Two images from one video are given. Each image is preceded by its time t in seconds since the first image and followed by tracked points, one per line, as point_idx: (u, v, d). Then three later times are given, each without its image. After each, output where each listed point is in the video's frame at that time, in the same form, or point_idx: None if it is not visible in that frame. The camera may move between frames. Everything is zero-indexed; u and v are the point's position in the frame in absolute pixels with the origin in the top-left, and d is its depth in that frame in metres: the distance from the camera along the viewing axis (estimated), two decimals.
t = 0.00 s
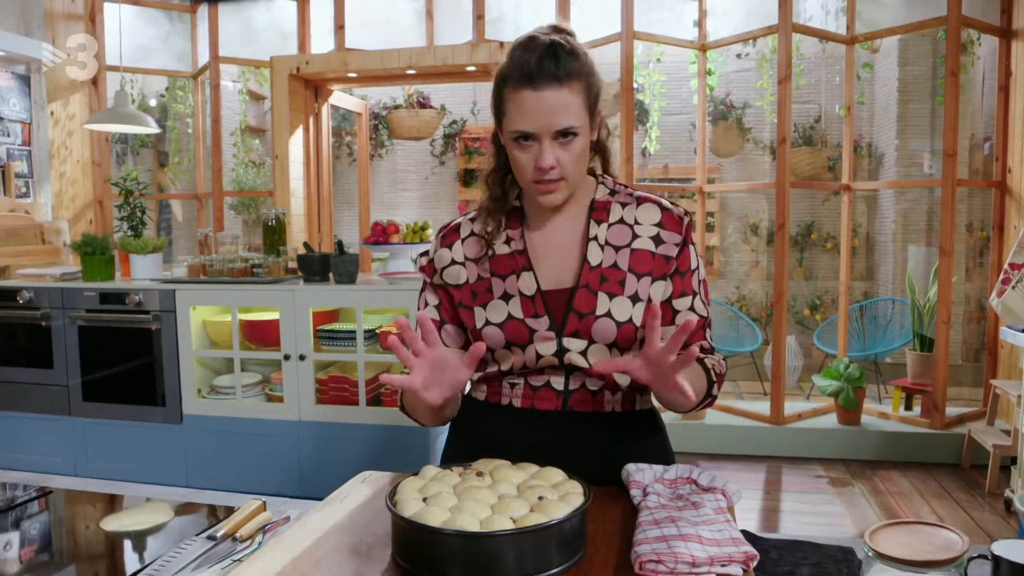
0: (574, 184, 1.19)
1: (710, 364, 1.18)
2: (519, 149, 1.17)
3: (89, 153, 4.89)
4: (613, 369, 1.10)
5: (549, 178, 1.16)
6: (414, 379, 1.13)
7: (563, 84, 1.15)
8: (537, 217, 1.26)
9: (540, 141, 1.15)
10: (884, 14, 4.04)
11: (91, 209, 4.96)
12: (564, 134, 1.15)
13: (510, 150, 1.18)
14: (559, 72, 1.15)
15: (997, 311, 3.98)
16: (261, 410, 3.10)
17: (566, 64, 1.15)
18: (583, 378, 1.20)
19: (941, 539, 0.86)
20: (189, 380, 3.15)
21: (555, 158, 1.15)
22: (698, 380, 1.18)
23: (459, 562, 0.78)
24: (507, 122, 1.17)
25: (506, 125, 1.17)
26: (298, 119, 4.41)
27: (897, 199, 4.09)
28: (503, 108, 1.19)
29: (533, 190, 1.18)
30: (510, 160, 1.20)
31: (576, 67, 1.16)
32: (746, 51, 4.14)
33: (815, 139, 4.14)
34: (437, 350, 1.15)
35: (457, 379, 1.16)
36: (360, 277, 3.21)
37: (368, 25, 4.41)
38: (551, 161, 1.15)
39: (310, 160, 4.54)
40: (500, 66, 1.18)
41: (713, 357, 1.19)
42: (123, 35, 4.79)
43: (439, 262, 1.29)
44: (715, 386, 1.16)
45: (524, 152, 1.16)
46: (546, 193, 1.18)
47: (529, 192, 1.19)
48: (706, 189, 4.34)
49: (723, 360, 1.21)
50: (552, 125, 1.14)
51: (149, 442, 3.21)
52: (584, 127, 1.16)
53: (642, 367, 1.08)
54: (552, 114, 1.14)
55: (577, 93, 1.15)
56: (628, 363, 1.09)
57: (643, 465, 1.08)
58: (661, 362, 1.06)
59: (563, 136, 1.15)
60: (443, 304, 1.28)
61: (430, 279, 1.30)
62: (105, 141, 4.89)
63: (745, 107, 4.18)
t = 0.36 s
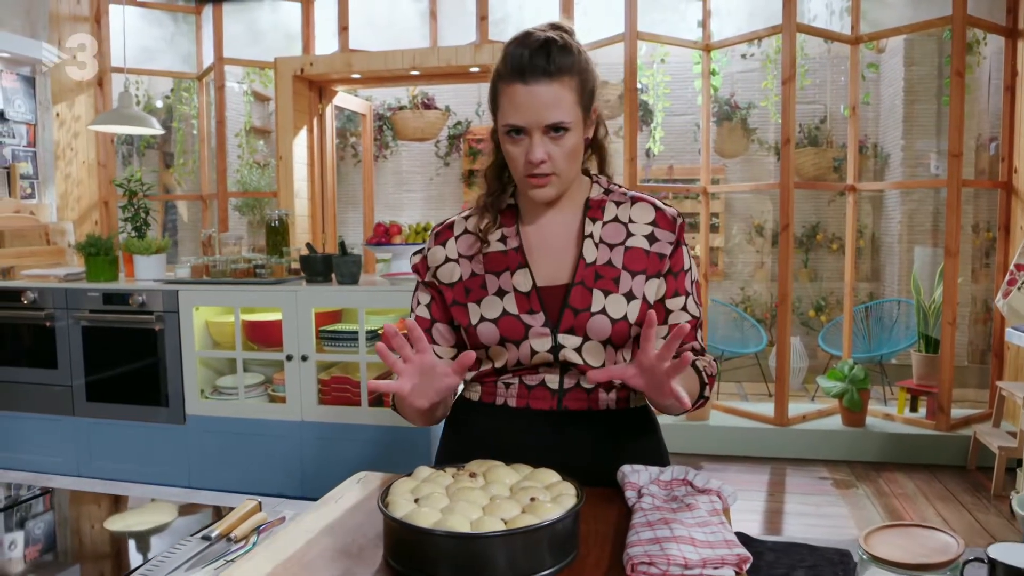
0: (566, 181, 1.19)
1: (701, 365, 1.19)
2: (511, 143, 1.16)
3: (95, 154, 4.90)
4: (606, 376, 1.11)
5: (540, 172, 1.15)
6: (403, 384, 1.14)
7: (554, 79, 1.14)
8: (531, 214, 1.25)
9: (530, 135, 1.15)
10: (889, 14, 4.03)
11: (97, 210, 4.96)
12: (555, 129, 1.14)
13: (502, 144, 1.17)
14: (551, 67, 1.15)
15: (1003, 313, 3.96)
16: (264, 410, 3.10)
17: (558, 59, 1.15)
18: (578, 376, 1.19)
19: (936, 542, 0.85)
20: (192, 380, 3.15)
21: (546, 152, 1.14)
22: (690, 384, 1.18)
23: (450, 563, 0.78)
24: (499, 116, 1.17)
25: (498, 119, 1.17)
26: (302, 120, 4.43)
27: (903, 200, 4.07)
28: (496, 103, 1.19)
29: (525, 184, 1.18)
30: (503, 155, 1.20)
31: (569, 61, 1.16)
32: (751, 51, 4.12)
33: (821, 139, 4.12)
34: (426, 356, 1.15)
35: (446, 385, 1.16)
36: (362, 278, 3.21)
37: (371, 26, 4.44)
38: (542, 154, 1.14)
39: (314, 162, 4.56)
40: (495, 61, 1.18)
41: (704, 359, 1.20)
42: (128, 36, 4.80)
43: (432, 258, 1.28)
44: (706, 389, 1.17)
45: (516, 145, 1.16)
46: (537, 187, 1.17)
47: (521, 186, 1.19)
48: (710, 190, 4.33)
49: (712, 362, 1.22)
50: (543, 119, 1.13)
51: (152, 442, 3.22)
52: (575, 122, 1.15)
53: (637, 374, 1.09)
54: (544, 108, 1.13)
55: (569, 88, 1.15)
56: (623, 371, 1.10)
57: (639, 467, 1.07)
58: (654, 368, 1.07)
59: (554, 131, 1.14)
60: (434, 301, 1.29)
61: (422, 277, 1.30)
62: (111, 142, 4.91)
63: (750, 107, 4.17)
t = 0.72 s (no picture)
0: (559, 184, 1.18)
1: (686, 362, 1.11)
2: (505, 144, 1.16)
3: (105, 155, 4.90)
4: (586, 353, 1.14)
5: (533, 174, 1.15)
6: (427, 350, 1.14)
7: (550, 81, 1.14)
8: (528, 214, 1.25)
9: (524, 138, 1.15)
10: (899, 13, 4.00)
11: (107, 210, 4.98)
12: (549, 132, 1.14)
13: (497, 146, 1.17)
14: (546, 69, 1.14)
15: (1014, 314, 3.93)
16: (270, 410, 3.11)
17: (554, 62, 1.15)
18: (572, 374, 1.18)
19: (934, 545, 0.85)
20: (199, 380, 3.17)
21: (539, 155, 1.14)
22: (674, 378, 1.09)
23: (445, 563, 0.78)
24: (495, 119, 1.17)
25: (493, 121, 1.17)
26: (309, 121, 4.44)
27: (913, 200, 4.03)
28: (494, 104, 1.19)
29: (518, 188, 1.18)
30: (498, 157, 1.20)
31: (565, 65, 1.15)
32: (759, 51, 4.11)
33: (830, 139, 4.11)
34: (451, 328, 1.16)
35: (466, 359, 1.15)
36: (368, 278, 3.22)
37: (380, 27, 4.50)
38: (535, 157, 1.14)
39: (322, 163, 4.56)
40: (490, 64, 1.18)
41: (691, 356, 1.13)
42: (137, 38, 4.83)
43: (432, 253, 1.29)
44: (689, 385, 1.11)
45: (510, 148, 1.16)
46: (531, 190, 1.17)
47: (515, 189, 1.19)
48: (718, 190, 4.32)
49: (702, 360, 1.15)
50: (536, 122, 1.13)
51: (159, 441, 3.23)
52: (570, 125, 1.15)
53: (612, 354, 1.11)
54: (537, 110, 1.13)
55: (563, 91, 1.15)
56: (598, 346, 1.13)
57: (637, 468, 1.07)
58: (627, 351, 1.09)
59: (548, 134, 1.14)
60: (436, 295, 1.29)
61: (422, 271, 1.30)
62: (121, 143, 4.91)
63: (759, 107, 4.16)
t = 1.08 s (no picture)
0: (556, 179, 1.18)
1: (694, 372, 1.18)
2: (501, 140, 1.16)
3: (116, 156, 4.90)
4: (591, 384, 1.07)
5: (528, 168, 1.15)
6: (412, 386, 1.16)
7: (544, 75, 1.14)
8: (524, 212, 1.25)
9: (519, 132, 1.15)
10: (909, 13, 3.97)
11: (118, 211, 4.97)
12: (545, 126, 1.14)
13: (493, 141, 1.17)
14: (541, 64, 1.14)
15: None
16: (277, 410, 3.12)
17: (549, 56, 1.15)
18: (567, 377, 1.19)
19: (932, 550, 0.84)
20: (206, 381, 3.18)
21: (535, 149, 1.14)
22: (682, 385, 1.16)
23: (437, 565, 0.77)
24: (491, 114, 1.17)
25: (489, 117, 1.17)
26: (318, 122, 4.46)
27: (924, 201, 4.01)
28: (489, 101, 1.19)
29: (513, 182, 1.17)
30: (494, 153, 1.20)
31: (560, 59, 1.16)
32: (769, 50, 4.08)
33: (840, 139, 4.08)
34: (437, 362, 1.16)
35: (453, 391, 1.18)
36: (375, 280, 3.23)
37: (387, 27, 4.54)
38: (530, 150, 1.13)
39: (331, 164, 4.60)
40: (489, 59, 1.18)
41: (700, 365, 1.20)
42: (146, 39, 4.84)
43: (430, 258, 1.29)
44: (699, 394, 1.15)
45: (506, 142, 1.16)
46: (526, 184, 1.16)
47: (510, 184, 1.18)
48: (726, 192, 4.31)
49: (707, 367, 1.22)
50: (531, 116, 1.14)
51: (166, 441, 3.25)
52: (565, 119, 1.15)
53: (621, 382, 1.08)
54: (532, 104, 1.14)
55: (559, 86, 1.15)
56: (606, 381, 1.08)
57: (635, 470, 1.06)
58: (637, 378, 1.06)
59: (543, 128, 1.14)
60: (431, 301, 1.29)
61: (420, 278, 1.31)
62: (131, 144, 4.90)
63: (769, 108, 4.13)
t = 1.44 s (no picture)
0: (551, 172, 1.18)
1: (692, 384, 1.17)
2: (497, 132, 1.17)
3: (129, 159, 4.92)
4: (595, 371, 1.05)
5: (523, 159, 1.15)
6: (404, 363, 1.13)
7: (540, 69, 1.15)
8: (521, 211, 1.25)
9: (515, 124, 1.15)
10: (922, 13, 3.94)
11: (131, 213, 4.99)
12: (539, 118, 1.15)
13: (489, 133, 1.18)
14: (537, 58, 1.15)
15: None
16: (285, 412, 3.14)
17: (544, 49, 1.16)
18: (562, 383, 1.19)
19: (930, 556, 0.83)
20: (216, 381, 3.20)
21: (530, 140, 1.14)
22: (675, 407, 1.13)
23: (430, 569, 0.77)
24: (488, 108, 1.18)
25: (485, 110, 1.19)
26: (329, 125, 4.47)
27: (938, 204, 3.96)
28: (487, 96, 1.21)
29: (509, 174, 1.17)
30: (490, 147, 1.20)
31: (556, 53, 1.16)
32: (781, 52, 4.06)
33: (853, 141, 4.05)
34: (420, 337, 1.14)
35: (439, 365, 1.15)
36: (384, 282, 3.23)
37: (398, 29, 4.57)
38: (525, 141, 1.14)
39: (341, 164, 4.60)
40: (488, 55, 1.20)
41: (696, 373, 1.18)
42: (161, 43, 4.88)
43: (428, 260, 1.30)
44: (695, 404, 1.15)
45: (501, 134, 1.16)
46: (520, 176, 1.16)
47: (506, 178, 1.18)
48: (736, 194, 4.29)
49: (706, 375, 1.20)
50: (526, 107, 1.14)
51: (176, 442, 3.27)
52: (561, 112, 1.16)
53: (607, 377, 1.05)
54: (528, 96, 1.14)
55: (555, 79, 1.16)
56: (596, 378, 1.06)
57: (634, 474, 1.05)
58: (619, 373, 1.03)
59: (538, 120, 1.15)
60: (428, 302, 1.29)
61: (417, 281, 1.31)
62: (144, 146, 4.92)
63: (781, 109, 4.10)
